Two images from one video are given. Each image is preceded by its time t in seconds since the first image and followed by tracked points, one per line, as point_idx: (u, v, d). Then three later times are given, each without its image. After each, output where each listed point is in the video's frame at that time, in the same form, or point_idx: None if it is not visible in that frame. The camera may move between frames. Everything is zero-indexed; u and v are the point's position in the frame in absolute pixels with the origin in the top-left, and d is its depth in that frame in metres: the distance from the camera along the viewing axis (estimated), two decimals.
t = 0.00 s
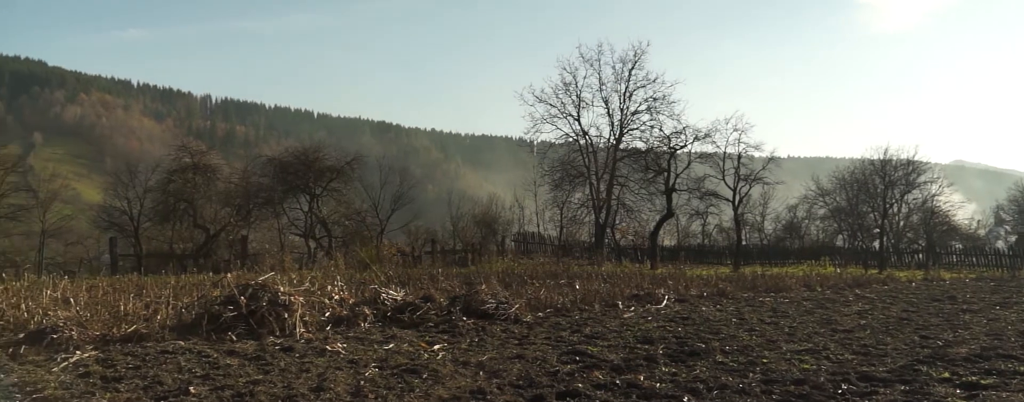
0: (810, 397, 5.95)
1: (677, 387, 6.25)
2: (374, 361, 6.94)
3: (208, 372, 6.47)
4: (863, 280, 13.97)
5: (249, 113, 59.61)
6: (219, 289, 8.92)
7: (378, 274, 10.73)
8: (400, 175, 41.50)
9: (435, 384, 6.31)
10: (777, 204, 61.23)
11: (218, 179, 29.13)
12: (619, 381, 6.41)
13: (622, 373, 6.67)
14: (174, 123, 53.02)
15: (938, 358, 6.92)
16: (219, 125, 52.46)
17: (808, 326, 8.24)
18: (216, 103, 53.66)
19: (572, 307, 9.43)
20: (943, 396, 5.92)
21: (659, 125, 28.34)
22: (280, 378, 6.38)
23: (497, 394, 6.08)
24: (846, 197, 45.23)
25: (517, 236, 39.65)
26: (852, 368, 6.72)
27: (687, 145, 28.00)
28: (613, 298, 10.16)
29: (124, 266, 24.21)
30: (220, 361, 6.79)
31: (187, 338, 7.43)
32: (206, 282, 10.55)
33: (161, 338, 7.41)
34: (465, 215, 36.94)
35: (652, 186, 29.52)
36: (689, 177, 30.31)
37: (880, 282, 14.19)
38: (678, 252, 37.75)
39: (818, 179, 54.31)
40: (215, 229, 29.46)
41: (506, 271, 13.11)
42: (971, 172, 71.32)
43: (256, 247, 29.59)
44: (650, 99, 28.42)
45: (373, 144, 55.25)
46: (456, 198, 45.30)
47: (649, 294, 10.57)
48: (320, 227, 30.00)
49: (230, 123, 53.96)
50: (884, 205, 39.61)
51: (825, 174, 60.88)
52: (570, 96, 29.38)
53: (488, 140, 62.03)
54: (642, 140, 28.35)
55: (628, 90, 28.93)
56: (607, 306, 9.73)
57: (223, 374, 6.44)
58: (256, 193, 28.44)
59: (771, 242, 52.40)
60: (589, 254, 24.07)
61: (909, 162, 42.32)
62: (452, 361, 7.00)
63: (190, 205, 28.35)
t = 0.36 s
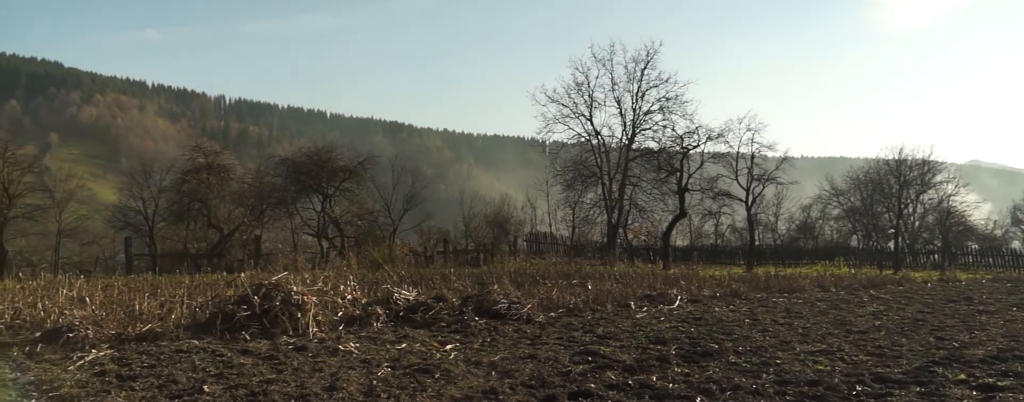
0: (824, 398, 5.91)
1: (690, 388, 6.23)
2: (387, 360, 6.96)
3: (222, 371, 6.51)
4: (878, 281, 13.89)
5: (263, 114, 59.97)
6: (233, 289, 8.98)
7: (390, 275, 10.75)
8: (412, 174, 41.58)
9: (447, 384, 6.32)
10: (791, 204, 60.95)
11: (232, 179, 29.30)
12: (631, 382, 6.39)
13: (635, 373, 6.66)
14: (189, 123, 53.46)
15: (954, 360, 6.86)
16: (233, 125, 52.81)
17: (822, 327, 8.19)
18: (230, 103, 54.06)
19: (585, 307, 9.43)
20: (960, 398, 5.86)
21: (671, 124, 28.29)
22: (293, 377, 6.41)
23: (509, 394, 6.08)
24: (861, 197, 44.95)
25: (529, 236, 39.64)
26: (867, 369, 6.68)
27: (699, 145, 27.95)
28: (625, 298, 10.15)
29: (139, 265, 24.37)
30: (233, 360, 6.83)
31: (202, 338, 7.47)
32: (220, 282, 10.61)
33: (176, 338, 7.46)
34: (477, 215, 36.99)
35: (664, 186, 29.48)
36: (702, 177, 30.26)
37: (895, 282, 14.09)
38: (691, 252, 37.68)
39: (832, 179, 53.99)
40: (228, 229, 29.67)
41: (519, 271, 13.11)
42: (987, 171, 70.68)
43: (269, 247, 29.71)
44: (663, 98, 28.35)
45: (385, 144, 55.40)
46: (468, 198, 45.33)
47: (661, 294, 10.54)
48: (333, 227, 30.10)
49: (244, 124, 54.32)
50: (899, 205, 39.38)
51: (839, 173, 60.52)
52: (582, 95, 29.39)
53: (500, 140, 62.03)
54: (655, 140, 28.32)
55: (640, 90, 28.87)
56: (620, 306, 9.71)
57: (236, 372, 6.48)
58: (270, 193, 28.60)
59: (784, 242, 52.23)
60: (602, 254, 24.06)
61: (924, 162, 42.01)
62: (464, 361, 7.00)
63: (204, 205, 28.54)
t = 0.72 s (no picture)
0: (838, 399, 5.88)
1: (703, 389, 6.21)
2: (399, 360, 6.98)
3: (235, 370, 6.55)
4: (893, 282, 13.80)
5: (276, 115, 60.25)
6: (247, 288, 9.04)
7: (402, 274, 10.76)
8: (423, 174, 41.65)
9: (459, 384, 6.33)
10: (804, 204, 60.65)
11: (245, 179, 29.46)
12: (643, 382, 6.37)
13: (647, 373, 6.65)
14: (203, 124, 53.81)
15: (969, 361, 6.80)
16: (246, 126, 53.08)
17: (836, 328, 8.15)
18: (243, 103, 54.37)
19: (597, 307, 9.41)
20: (976, 400, 5.81)
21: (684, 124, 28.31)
22: (306, 376, 6.44)
23: (521, 394, 6.09)
24: (875, 198, 44.71)
25: (541, 236, 39.59)
26: (881, 370, 6.64)
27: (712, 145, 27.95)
28: (638, 298, 10.14)
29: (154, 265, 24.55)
30: (247, 359, 6.86)
31: (215, 336, 7.52)
32: (232, 282, 10.66)
33: (190, 337, 7.51)
34: (489, 215, 37.03)
35: (677, 187, 29.48)
36: (715, 177, 30.28)
37: (910, 283, 13.98)
38: (703, 252, 37.61)
39: (847, 179, 53.69)
40: (241, 229, 29.85)
41: (531, 271, 13.12)
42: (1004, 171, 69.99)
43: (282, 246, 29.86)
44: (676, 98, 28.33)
45: (397, 144, 55.55)
46: (480, 198, 45.39)
47: (674, 294, 10.51)
48: (345, 227, 30.19)
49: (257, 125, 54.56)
50: (914, 205, 39.12)
51: (853, 173, 60.13)
52: (595, 95, 29.43)
53: (512, 140, 62.09)
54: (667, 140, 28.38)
55: (653, 90, 28.85)
56: (632, 306, 9.69)
57: (249, 371, 6.51)
58: (283, 193, 28.75)
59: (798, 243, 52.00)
60: (614, 254, 24.06)
61: (939, 162, 41.71)
62: (476, 361, 7.02)
63: (217, 205, 28.72)
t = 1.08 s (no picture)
0: (852, 400, 5.85)
1: (716, 389, 6.19)
2: (411, 360, 6.99)
3: (248, 369, 6.58)
4: (908, 283, 13.70)
5: (289, 116, 60.51)
6: (260, 288, 9.09)
7: (414, 275, 10.78)
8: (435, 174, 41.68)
9: (472, 383, 6.34)
10: (818, 204, 60.29)
11: (258, 180, 29.62)
12: (656, 383, 6.36)
13: (659, 373, 6.63)
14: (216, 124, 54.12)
15: (985, 363, 6.74)
16: (259, 126, 53.33)
17: (851, 329, 8.09)
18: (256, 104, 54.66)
19: (609, 307, 9.40)
20: (992, 401, 5.76)
21: (697, 124, 28.19)
22: (319, 376, 6.46)
23: (534, 394, 6.09)
24: (890, 198, 44.41)
25: (553, 236, 39.55)
26: (896, 372, 6.59)
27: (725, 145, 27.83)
28: (650, 299, 10.13)
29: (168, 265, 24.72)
30: (260, 358, 6.90)
31: (229, 335, 7.57)
32: (246, 281, 10.72)
33: (203, 335, 7.56)
34: (501, 215, 37.06)
35: (689, 186, 29.40)
36: (727, 177, 30.14)
37: (925, 284, 13.87)
38: (716, 252, 37.49)
39: (861, 179, 53.32)
40: (254, 229, 30.03)
41: (543, 271, 13.11)
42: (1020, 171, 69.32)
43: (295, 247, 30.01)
44: (689, 98, 28.21)
45: (409, 144, 55.66)
46: (491, 198, 45.41)
47: (686, 295, 10.48)
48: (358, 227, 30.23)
49: (270, 125, 54.80)
50: (929, 205, 38.82)
51: (867, 172, 59.68)
52: (607, 95, 29.37)
53: (523, 141, 62.02)
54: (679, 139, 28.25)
55: (665, 89, 28.72)
56: (644, 306, 9.67)
57: (263, 371, 6.55)
58: (296, 193, 28.90)
59: (812, 243, 51.75)
60: (625, 254, 24.00)
61: (955, 161, 41.36)
62: (488, 361, 7.03)
63: (230, 205, 28.90)
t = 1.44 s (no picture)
0: None
1: (729, 390, 6.17)
2: (423, 359, 7.01)
3: (262, 368, 6.62)
4: (923, 284, 13.57)
5: (302, 116, 60.80)
6: (273, 287, 9.14)
7: (426, 274, 10.80)
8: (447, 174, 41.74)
9: (484, 383, 6.34)
10: (831, 204, 59.87)
11: (271, 180, 29.78)
12: (669, 384, 6.34)
13: (672, 374, 6.61)
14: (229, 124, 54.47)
15: (1002, 365, 6.68)
16: (272, 127, 53.61)
17: (866, 330, 8.03)
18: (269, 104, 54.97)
19: (622, 308, 9.37)
20: None
21: (710, 124, 28.08)
22: (332, 375, 6.49)
23: (546, 394, 6.08)
24: (905, 198, 44.06)
25: (565, 236, 39.48)
26: (911, 373, 6.53)
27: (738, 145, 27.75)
28: (662, 299, 10.12)
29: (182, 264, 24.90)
30: (273, 357, 6.93)
31: (242, 335, 7.61)
32: (259, 281, 10.78)
33: (217, 335, 7.61)
34: (512, 215, 37.09)
35: (702, 186, 29.29)
36: (741, 177, 30.00)
37: (940, 285, 13.73)
38: (729, 253, 37.32)
39: (875, 179, 52.89)
40: (266, 228, 30.22)
41: (555, 271, 13.10)
42: None
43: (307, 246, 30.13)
44: (702, 97, 28.14)
45: (421, 144, 55.81)
46: (503, 198, 45.44)
47: (699, 295, 10.45)
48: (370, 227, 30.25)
49: (283, 126, 55.07)
50: (946, 205, 38.47)
51: (882, 172, 59.17)
52: (619, 95, 29.31)
53: (534, 141, 61.99)
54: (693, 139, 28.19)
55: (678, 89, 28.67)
56: (657, 307, 9.64)
57: (276, 370, 6.58)
58: (309, 193, 29.06)
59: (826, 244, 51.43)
60: (638, 254, 23.93)
61: (971, 161, 40.94)
62: (500, 361, 7.03)
63: (244, 205, 29.09)
